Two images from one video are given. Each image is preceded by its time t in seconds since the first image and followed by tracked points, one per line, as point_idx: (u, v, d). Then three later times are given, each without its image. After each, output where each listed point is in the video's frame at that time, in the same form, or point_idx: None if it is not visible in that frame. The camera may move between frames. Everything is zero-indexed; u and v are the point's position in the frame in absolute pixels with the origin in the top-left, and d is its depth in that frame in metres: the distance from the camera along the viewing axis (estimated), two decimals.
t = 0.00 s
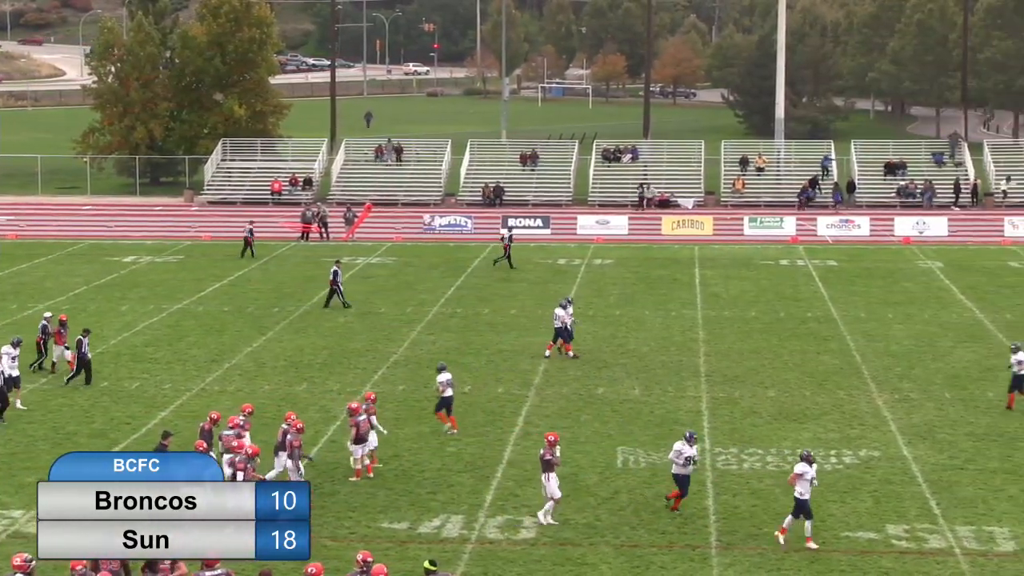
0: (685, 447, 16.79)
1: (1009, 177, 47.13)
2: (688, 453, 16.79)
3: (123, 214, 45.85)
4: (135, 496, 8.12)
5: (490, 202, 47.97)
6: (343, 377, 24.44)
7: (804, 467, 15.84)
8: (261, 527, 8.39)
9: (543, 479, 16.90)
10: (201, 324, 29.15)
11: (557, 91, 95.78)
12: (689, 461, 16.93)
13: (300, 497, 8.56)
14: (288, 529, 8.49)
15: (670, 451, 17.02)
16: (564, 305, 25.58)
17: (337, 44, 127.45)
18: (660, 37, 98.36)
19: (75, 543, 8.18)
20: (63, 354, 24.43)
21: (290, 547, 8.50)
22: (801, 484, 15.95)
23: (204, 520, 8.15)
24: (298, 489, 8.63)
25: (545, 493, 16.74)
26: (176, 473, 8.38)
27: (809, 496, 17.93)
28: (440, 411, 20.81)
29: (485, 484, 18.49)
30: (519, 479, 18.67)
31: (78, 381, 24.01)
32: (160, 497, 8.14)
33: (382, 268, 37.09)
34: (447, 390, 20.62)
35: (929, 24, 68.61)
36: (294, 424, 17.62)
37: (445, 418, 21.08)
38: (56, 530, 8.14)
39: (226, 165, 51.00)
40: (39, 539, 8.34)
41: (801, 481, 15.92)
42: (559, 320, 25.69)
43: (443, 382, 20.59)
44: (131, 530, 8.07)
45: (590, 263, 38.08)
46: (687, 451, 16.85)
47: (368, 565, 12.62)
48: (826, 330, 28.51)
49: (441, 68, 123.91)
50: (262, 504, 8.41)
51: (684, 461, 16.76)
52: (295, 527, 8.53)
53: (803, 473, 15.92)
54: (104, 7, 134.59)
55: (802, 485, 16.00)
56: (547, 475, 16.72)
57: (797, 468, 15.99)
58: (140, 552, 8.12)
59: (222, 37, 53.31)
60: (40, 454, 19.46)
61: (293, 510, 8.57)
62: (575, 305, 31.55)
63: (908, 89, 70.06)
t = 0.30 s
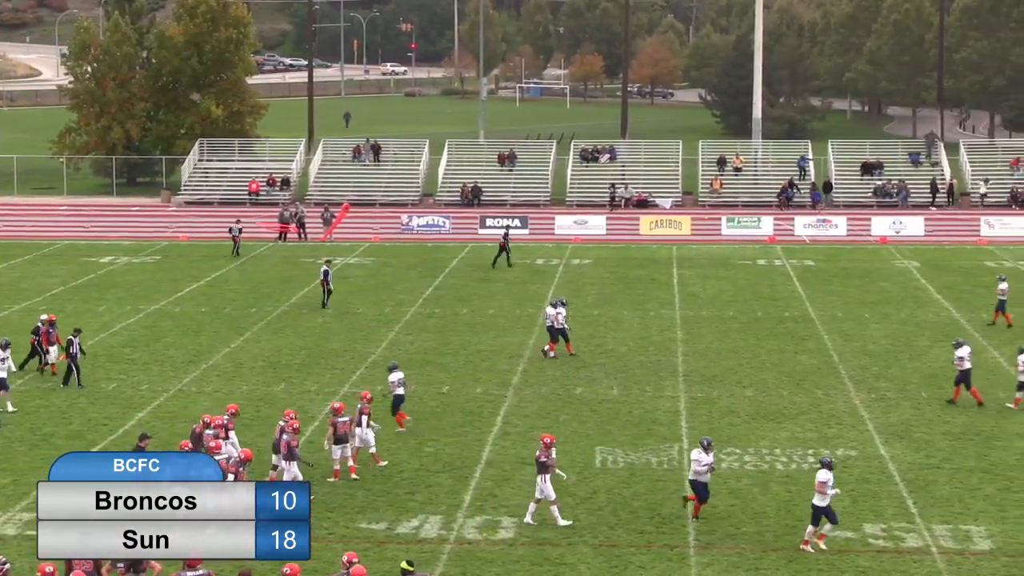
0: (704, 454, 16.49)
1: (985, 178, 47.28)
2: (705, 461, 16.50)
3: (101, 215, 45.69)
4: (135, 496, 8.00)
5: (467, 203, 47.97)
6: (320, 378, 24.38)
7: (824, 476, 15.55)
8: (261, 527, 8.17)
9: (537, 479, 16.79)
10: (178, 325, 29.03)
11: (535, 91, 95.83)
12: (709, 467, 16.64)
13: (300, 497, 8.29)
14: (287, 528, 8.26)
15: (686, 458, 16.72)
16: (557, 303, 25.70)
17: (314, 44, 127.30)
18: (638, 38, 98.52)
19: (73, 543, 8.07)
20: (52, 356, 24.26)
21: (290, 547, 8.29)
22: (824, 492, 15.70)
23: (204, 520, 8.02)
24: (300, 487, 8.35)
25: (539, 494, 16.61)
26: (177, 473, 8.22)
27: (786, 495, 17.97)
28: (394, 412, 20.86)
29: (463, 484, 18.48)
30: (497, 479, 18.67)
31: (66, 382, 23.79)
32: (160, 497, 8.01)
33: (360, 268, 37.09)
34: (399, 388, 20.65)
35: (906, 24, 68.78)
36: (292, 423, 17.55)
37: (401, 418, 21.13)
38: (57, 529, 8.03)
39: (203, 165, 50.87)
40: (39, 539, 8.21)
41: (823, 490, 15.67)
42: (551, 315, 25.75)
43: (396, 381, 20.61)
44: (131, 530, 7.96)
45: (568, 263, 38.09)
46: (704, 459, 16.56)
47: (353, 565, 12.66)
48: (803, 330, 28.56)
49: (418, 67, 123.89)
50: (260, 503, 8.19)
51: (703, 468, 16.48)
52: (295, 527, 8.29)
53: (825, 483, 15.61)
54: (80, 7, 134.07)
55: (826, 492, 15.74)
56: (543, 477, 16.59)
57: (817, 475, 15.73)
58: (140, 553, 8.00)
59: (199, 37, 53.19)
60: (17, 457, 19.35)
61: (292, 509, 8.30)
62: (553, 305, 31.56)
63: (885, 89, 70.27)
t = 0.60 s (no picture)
0: (732, 459, 16.33)
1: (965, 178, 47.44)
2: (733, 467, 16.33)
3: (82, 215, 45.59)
4: (135, 496, 8.02)
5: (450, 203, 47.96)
6: (303, 379, 24.36)
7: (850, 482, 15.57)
8: (261, 527, 8.13)
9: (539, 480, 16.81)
10: (160, 326, 28.98)
11: (517, 91, 95.85)
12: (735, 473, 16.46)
13: (300, 498, 8.20)
14: (288, 529, 8.21)
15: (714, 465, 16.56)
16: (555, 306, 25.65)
17: (296, 44, 127.11)
18: (620, 38, 98.58)
19: (75, 543, 8.07)
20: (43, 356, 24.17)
21: (290, 547, 8.24)
22: (847, 498, 15.75)
23: (204, 521, 8.02)
24: (301, 487, 8.26)
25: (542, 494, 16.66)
26: (178, 473, 8.19)
27: (768, 494, 18.00)
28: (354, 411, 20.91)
29: (446, 484, 18.47)
30: (480, 479, 18.67)
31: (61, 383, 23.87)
32: (159, 497, 8.01)
33: (342, 269, 37.06)
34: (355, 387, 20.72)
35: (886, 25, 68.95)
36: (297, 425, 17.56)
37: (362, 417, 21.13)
38: (57, 530, 8.03)
39: (185, 165, 50.82)
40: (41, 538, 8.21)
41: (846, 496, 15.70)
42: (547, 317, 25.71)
43: (352, 380, 20.66)
44: (131, 529, 7.99)
45: (550, 263, 38.09)
46: (731, 463, 16.40)
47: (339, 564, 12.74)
48: (785, 330, 28.60)
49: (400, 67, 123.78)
50: (262, 504, 8.13)
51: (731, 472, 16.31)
52: (295, 527, 8.24)
53: (847, 488, 15.69)
54: (61, 6, 133.61)
55: (846, 498, 15.83)
56: (545, 477, 16.64)
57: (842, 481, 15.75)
58: (140, 552, 8.03)
59: (180, 37, 53.02)
60: None
61: (293, 510, 8.22)
62: (535, 305, 31.57)
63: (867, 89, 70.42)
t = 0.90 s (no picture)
0: (752, 462, 16.21)
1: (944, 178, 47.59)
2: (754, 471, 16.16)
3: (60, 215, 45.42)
4: (135, 497, 8.09)
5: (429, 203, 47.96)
6: (282, 379, 24.32)
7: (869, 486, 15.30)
8: (261, 527, 8.24)
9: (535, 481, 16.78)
10: (139, 326, 28.93)
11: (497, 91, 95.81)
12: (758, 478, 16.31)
13: (300, 498, 8.31)
14: (288, 529, 8.30)
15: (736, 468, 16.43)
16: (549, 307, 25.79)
17: (275, 44, 126.89)
18: (599, 38, 98.63)
19: (74, 544, 8.13)
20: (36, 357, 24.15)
21: (290, 547, 8.34)
22: (867, 502, 15.46)
23: (203, 520, 8.10)
24: (301, 487, 8.38)
25: (537, 495, 16.62)
26: (177, 473, 8.28)
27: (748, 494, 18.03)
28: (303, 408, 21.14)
29: (426, 484, 18.46)
30: (460, 479, 18.67)
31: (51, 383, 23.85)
32: (159, 497, 8.08)
33: (322, 269, 37.03)
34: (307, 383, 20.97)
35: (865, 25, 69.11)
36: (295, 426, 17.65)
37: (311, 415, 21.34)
38: (56, 529, 8.10)
39: (164, 166, 50.71)
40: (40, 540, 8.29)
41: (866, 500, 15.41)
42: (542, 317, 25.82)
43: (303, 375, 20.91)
44: (131, 529, 8.08)
45: (530, 263, 38.08)
46: (751, 468, 16.25)
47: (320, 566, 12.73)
48: (766, 330, 28.62)
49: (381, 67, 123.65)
50: (262, 504, 8.22)
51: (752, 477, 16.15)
52: (295, 527, 8.33)
53: (868, 493, 15.40)
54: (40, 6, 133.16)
55: (868, 503, 15.50)
56: (540, 478, 16.59)
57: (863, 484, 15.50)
58: (140, 552, 8.12)
59: (159, 37, 52.83)
60: None
61: (293, 510, 8.31)
62: (515, 305, 31.58)
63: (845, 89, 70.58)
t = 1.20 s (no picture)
0: (778, 466, 15.88)
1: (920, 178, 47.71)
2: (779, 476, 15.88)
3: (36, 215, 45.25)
4: (135, 497, 8.29)
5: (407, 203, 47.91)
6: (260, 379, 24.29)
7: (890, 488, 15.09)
8: (261, 527, 8.46)
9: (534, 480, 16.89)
10: (116, 326, 28.88)
11: (475, 91, 95.72)
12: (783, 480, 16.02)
13: (299, 498, 8.55)
14: (287, 529, 8.54)
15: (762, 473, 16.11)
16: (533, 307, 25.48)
17: (253, 44, 126.54)
18: (577, 38, 98.62)
19: (72, 543, 8.33)
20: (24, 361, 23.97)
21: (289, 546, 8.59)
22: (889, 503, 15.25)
23: (201, 521, 8.32)
24: (300, 486, 8.61)
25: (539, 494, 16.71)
26: (174, 473, 8.46)
27: (726, 493, 18.06)
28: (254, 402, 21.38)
29: (404, 485, 18.44)
30: (438, 479, 18.66)
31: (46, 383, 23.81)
32: (160, 497, 8.28)
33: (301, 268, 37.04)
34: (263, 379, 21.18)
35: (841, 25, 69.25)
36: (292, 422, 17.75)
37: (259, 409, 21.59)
38: (56, 529, 8.31)
39: (141, 166, 50.58)
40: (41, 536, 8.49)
41: (888, 502, 15.24)
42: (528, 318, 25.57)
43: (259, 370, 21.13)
44: (131, 530, 8.28)
45: (508, 263, 38.07)
46: (778, 471, 15.93)
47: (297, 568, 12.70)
48: (744, 330, 28.66)
49: (359, 67, 123.43)
50: (262, 504, 8.43)
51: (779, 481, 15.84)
52: (294, 526, 8.57)
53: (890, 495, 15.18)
54: (17, 7, 132.68)
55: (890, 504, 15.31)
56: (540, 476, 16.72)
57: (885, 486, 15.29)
58: (140, 551, 8.34)
59: (136, 37, 52.86)
60: None
61: (292, 510, 8.56)
62: (493, 305, 31.57)
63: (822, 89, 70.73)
